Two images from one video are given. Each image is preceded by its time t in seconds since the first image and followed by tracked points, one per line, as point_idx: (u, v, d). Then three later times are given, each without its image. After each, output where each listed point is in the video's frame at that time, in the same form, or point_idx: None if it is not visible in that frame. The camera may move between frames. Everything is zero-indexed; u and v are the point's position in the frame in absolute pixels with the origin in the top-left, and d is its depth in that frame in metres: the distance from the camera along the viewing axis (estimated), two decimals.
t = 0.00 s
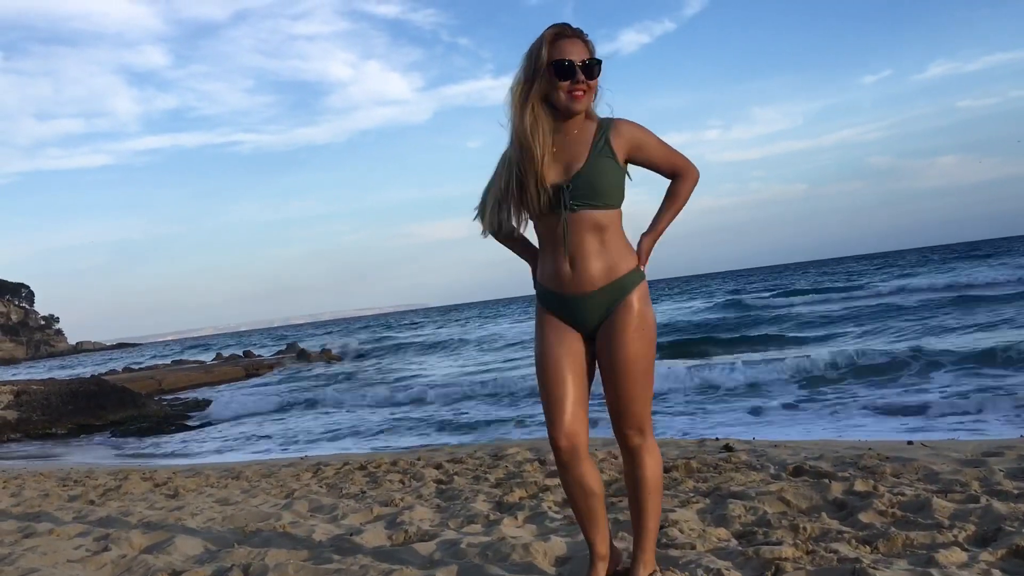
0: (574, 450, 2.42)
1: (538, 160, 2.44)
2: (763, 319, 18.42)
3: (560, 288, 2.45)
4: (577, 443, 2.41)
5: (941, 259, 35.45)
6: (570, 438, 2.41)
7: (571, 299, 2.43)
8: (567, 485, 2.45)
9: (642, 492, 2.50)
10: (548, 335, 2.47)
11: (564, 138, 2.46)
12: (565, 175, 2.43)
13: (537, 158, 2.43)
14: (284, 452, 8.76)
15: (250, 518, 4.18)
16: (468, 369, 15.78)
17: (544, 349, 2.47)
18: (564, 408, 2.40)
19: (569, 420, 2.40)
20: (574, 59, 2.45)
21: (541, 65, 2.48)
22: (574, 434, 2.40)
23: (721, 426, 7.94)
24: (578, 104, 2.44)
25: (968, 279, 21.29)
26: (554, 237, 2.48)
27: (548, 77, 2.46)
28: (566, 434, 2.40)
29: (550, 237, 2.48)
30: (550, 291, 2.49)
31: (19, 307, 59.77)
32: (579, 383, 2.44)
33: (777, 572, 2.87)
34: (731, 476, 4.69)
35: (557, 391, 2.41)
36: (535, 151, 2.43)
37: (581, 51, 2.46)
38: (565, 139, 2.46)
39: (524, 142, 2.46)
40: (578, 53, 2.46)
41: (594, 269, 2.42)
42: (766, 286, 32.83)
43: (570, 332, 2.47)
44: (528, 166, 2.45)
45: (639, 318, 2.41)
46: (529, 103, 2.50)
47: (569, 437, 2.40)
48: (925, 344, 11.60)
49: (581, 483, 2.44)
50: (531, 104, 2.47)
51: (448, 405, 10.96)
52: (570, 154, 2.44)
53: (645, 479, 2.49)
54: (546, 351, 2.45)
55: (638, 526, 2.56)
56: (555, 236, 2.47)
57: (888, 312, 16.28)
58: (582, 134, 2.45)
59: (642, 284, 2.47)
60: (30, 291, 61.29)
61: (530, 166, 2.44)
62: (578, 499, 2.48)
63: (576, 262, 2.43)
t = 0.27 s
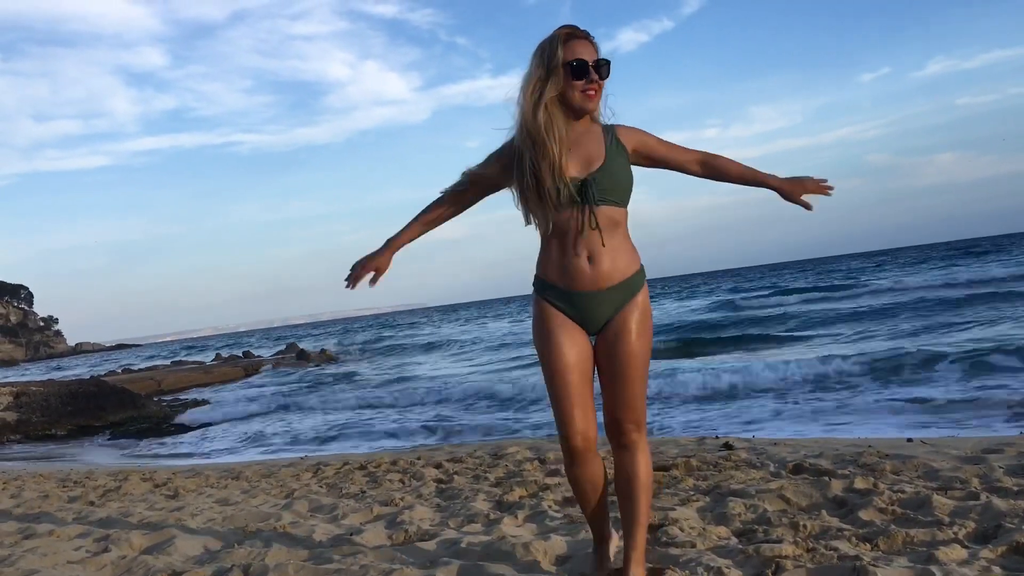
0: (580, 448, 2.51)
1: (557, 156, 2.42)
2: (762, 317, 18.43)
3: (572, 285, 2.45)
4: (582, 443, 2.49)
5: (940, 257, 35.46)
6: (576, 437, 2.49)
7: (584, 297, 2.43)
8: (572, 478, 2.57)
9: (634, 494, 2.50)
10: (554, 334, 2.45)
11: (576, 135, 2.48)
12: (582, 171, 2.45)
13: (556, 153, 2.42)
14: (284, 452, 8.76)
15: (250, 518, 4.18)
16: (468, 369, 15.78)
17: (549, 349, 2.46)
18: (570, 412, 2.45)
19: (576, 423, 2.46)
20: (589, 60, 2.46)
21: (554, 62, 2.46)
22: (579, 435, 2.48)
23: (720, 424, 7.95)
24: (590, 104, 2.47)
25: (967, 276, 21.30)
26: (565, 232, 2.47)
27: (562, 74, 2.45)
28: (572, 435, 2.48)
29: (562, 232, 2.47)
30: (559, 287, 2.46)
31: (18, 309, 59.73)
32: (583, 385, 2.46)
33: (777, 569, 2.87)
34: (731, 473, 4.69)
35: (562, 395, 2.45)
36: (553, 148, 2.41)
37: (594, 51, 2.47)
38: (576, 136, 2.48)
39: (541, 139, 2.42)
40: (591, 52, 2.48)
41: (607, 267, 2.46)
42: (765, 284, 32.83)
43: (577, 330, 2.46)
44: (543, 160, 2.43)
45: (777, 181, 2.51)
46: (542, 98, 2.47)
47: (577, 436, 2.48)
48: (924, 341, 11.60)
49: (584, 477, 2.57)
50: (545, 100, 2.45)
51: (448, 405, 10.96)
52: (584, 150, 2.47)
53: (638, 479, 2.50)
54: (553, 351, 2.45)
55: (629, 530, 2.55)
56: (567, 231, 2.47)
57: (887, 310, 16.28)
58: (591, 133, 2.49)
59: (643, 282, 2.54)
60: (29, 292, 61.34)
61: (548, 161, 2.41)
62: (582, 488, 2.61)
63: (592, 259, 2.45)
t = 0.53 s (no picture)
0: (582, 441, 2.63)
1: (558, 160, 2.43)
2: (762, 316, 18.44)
3: (569, 284, 2.45)
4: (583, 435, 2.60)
5: (939, 255, 35.48)
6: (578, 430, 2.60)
7: (580, 297, 2.44)
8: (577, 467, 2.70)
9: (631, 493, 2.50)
10: (552, 335, 2.48)
11: (576, 138, 2.49)
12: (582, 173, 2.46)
13: (557, 154, 2.43)
14: (284, 452, 8.76)
15: (249, 519, 4.18)
16: (468, 368, 15.78)
17: (547, 348, 2.50)
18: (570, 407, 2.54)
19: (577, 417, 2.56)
20: (592, 69, 2.47)
21: (560, 67, 2.48)
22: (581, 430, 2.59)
23: (720, 423, 7.95)
24: (593, 110, 2.49)
25: (966, 274, 21.34)
26: (563, 231, 2.47)
27: (567, 80, 2.46)
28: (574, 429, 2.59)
29: (559, 231, 2.47)
30: (556, 287, 2.47)
31: (17, 310, 59.74)
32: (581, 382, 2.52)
33: (777, 568, 2.87)
34: (731, 472, 4.69)
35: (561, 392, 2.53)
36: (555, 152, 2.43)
37: (599, 58, 2.49)
38: (577, 139, 2.49)
39: (544, 143, 2.44)
40: (595, 60, 2.50)
41: (603, 266, 2.45)
42: (765, 283, 32.84)
43: (574, 330, 2.48)
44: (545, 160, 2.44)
45: (742, 119, 2.61)
46: (548, 102, 2.48)
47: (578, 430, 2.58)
48: (923, 339, 11.60)
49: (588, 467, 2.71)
50: (551, 105, 2.47)
51: (448, 405, 10.96)
52: (585, 155, 2.48)
53: (635, 479, 2.50)
54: (552, 351, 2.48)
55: (628, 530, 2.55)
56: (564, 230, 2.47)
57: (886, 308, 16.29)
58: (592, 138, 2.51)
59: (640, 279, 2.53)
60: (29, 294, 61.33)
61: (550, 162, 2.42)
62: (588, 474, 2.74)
63: (588, 257, 2.44)
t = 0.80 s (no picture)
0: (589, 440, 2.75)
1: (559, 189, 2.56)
2: (761, 315, 18.44)
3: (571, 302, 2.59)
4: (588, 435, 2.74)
5: (939, 253, 35.45)
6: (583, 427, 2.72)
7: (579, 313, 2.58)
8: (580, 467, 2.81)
9: (626, 493, 2.46)
10: (556, 348, 2.62)
11: (575, 169, 2.62)
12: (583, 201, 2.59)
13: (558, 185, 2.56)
14: (284, 453, 8.76)
15: (249, 520, 4.18)
16: (467, 368, 15.78)
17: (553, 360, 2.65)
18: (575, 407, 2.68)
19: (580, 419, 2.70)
20: (589, 103, 2.62)
21: (559, 102, 2.62)
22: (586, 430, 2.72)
23: (720, 422, 7.95)
24: (591, 142, 2.62)
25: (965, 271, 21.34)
26: (565, 256, 2.60)
27: (566, 113, 2.60)
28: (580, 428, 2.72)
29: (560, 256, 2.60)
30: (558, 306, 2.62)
31: (16, 313, 59.69)
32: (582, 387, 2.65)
33: (777, 566, 2.88)
34: (731, 472, 4.69)
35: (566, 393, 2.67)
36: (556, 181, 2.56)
37: (595, 94, 2.63)
38: (575, 169, 2.62)
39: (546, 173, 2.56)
40: (593, 96, 2.64)
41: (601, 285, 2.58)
42: (764, 281, 32.84)
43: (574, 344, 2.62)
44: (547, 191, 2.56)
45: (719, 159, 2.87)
46: (548, 135, 2.61)
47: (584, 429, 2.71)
48: (923, 337, 11.61)
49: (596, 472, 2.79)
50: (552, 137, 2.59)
51: (447, 405, 10.96)
52: (585, 183, 2.61)
53: (630, 480, 2.49)
54: (556, 364, 2.63)
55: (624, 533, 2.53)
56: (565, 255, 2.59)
57: (886, 306, 16.29)
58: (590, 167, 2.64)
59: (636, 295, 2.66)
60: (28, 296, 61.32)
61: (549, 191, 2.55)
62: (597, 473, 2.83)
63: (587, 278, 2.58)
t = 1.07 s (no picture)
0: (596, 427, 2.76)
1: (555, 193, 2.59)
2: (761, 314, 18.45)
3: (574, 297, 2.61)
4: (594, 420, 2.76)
5: (939, 251, 35.47)
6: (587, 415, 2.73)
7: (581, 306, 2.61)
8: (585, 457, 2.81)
9: (626, 467, 2.52)
10: (561, 342, 2.64)
11: (571, 174, 2.65)
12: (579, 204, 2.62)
13: (554, 190, 2.60)
14: (284, 454, 8.76)
15: (249, 522, 4.18)
16: (467, 369, 15.79)
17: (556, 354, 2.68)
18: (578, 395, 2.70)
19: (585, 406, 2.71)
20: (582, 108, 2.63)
21: (553, 109, 2.64)
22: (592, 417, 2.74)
23: (720, 421, 7.95)
24: (586, 147, 2.64)
25: (964, 270, 21.36)
26: (564, 258, 2.62)
27: (561, 120, 2.62)
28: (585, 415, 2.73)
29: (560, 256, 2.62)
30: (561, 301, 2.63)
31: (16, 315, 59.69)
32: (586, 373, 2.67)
33: (777, 565, 2.88)
34: (730, 471, 4.69)
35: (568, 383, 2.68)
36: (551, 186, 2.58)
37: (588, 99, 2.65)
38: (572, 174, 2.65)
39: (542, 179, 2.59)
40: (585, 102, 2.66)
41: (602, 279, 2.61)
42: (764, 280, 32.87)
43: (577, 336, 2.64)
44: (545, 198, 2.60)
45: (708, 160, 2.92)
46: (543, 143, 2.64)
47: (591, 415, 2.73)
48: (923, 336, 11.62)
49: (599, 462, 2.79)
50: (548, 144, 2.61)
51: (447, 405, 10.96)
52: (581, 186, 2.64)
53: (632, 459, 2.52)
54: (560, 358, 2.65)
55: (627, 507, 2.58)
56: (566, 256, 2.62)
57: (885, 305, 16.31)
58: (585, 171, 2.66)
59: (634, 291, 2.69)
60: (27, 297, 61.31)
61: (547, 197, 2.59)
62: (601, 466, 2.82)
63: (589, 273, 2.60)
